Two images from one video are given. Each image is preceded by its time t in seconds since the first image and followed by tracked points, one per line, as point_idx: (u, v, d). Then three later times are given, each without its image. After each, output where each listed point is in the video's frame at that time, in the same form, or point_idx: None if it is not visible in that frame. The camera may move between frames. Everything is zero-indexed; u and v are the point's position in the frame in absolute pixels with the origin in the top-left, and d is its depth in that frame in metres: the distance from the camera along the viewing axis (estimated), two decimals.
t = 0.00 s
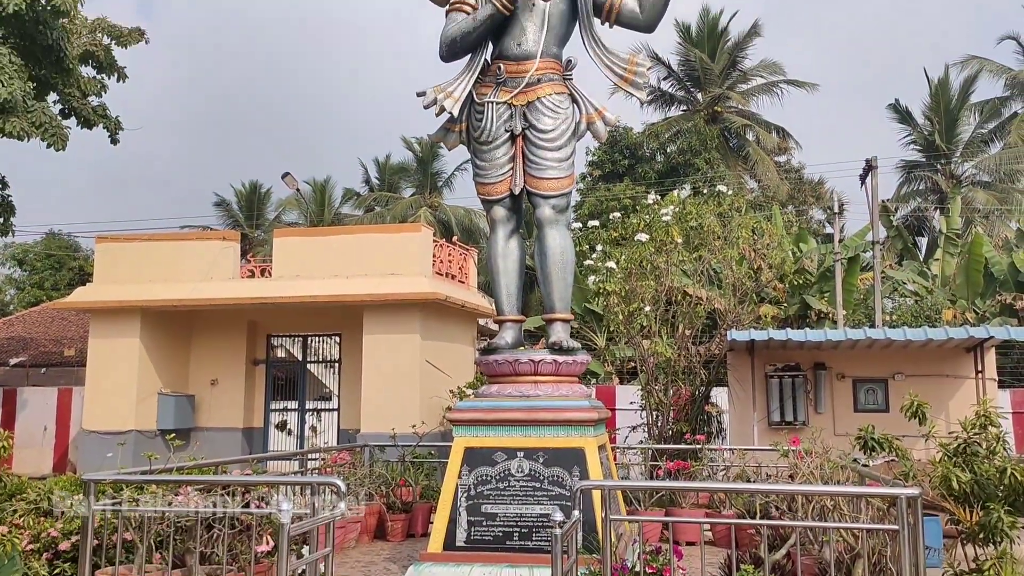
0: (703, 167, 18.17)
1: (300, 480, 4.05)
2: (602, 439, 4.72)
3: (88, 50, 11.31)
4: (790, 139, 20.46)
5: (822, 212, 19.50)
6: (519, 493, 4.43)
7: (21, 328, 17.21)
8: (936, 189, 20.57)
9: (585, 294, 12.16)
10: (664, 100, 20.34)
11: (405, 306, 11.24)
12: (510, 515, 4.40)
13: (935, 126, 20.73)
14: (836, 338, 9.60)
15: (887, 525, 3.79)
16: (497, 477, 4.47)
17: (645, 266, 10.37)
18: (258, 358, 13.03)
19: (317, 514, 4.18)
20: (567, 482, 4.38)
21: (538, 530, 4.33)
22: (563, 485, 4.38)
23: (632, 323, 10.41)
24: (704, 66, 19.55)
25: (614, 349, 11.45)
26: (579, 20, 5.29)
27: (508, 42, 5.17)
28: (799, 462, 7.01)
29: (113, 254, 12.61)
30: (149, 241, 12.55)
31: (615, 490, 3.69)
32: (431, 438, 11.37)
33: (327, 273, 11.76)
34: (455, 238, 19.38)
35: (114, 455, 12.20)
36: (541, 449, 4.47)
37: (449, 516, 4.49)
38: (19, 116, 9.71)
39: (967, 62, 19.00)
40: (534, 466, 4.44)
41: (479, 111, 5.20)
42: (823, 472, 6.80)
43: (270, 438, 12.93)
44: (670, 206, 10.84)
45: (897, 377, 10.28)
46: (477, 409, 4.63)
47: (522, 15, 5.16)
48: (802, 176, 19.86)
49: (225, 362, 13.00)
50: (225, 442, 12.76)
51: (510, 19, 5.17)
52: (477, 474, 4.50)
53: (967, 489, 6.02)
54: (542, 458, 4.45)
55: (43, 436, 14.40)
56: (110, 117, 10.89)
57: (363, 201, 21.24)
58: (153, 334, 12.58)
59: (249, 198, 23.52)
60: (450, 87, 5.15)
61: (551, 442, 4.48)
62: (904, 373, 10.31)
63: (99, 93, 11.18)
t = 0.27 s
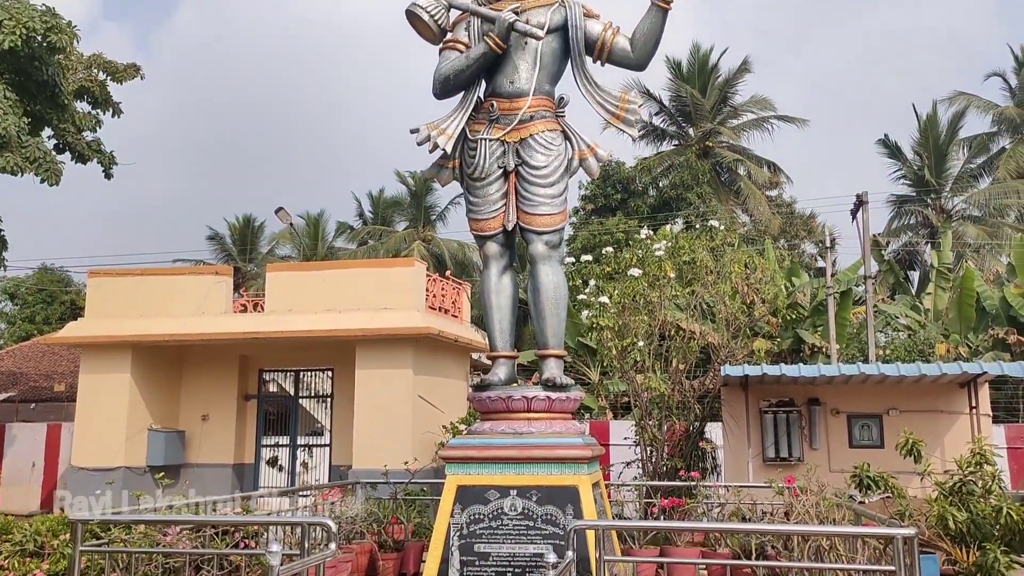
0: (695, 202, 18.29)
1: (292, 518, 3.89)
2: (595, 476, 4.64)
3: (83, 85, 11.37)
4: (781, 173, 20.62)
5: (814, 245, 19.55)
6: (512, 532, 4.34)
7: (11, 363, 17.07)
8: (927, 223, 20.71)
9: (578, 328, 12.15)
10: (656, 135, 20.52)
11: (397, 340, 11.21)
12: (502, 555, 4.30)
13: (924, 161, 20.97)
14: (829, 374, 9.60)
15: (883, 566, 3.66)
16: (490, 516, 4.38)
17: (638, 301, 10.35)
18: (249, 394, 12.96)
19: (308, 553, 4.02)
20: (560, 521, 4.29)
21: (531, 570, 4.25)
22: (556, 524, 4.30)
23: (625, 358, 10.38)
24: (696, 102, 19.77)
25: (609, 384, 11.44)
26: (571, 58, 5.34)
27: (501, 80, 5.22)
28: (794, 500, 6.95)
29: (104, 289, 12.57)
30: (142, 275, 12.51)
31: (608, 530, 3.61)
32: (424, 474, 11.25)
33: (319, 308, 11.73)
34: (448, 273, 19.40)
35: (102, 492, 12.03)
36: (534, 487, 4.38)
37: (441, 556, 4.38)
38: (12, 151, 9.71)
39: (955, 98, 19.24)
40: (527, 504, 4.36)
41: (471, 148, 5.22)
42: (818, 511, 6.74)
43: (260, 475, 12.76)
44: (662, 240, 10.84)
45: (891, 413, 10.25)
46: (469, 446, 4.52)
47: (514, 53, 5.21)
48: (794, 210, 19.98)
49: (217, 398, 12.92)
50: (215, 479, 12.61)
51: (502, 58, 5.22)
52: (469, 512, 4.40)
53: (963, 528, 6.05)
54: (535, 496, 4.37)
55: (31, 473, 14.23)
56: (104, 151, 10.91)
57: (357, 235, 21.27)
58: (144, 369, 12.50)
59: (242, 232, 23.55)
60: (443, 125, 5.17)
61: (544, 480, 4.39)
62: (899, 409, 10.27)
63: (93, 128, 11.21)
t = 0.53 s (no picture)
0: (688, 236, 18.38)
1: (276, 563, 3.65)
2: (590, 514, 4.58)
3: (79, 119, 11.41)
4: (774, 208, 20.74)
5: (807, 280, 19.64)
6: (505, 573, 4.24)
7: None
8: (919, 258, 20.82)
9: (572, 363, 12.13)
10: (649, 170, 20.67)
11: (390, 375, 11.15)
12: None
13: (915, 197, 21.18)
14: (824, 411, 9.60)
15: None
16: (484, 555, 4.28)
17: (632, 335, 10.34)
18: (240, 429, 12.87)
19: None
20: (555, 561, 4.21)
21: None
22: (550, 564, 4.22)
23: (620, 394, 10.28)
24: (688, 137, 19.96)
25: (603, 419, 11.36)
26: (565, 95, 5.36)
27: (495, 117, 5.27)
28: (791, 539, 6.86)
29: (97, 323, 12.51)
30: (134, 309, 12.46)
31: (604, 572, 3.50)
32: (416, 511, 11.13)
33: (312, 342, 11.69)
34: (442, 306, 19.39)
35: (89, 530, 11.88)
36: (528, 526, 4.30)
37: None
38: (6, 185, 9.70)
39: (945, 135, 19.45)
40: (521, 544, 4.27)
41: (466, 184, 5.23)
42: (816, 551, 6.67)
43: (251, 511, 12.61)
44: (656, 275, 10.85)
45: (886, 449, 10.24)
46: (462, 484, 4.44)
47: (508, 91, 5.25)
48: (787, 245, 20.07)
49: (208, 434, 12.81)
50: (205, 517, 12.48)
51: (497, 95, 5.27)
52: (462, 552, 4.31)
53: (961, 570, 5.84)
54: (530, 535, 4.28)
55: (18, 509, 14.04)
56: (99, 185, 10.90)
57: (351, 268, 21.28)
58: (135, 404, 12.40)
59: (236, 265, 23.54)
60: (438, 161, 5.20)
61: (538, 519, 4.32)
62: (894, 446, 10.26)
63: (88, 162, 11.22)
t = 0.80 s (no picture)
0: (687, 267, 18.43)
1: None
2: (588, 549, 4.52)
3: (81, 148, 11.48)
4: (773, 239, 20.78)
5: (806, 312, 19.62)
6: None
7: None
8: (917, 290, 20.85)
9: (570, 395, 12.09)
10: (648, 202, 20.77)
11: (388, 405, 11.10)
12: None
13: (913, 230, 21.27)
14: (825, 444, 9.56)
15: None
16: None
17: (630, 367, 10.31)
18: (236, 459, 12.84)
19: None
20: None
21: None
22: None
23: (618, 426, 10.26)
24: (687, 169, 20.09)
25: (602, 451, 11.40)
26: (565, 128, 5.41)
27: (495, 150, 5.30)
28: None
29: (94, 351, 12.47)
30: (132, 338, 12.44)
31: None
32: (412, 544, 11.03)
33: (310, 372, 11.65)
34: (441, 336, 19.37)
35: (82, 562, 11.83)
36: (525, 561, 4.25)
37: None
38: (7, 214, 9.73)
39: (942, 168, 19.58)
40: None
41: (466, 216, 5.24)
42: None
43: (246, 543, 12.54)
44: (655, 307, 10.89)
45: (886, 484, 10.19)
46: (459, 518, 4.39)
47: (508, 124, 5.27)
48: (785, 276, 20.11)
49: (203, 464, 12.77)
50: (199, 549, 12.47)
51: (497, 128, 5.30)
52: None
53: None
54: (527, 570, 4.24)
55: (10, 539, 13.89)
56: (99, 213, 10.94)
57: (349, 297, 21.28)
58: (130, 433, 12.30)
59: (235, 293, 23.55)
60: (438, 193, 5.24)
61: (536, 553, 4.28)
62: (894, 480, 10.22)
63: (89, 191, 11.27)
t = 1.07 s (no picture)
0: (687, 296, 18.45)
1: None
2: None
3: (83, 175, 11.52)
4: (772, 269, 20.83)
5: (806, 341, 19.75)
6: None
7: None
8: (916, 321, 20.87)
9: (570, 424, 12.06)
10: (648, 231, 20.83)
11: (386, 434, 11.03)
12: None
13: (912, 261, 21.34)
14: (826, 476, 9.49)
15: None
16: None
17: (631, 397, 10.26)
18: (233, 487, 12.68)
19: None
20: None
21: None
22: None
23: (618, 458, 9.92)
24: (687, 199, 20.18)
25: (601, 481, 11.31)
26: (567, 158, 5.44)
27: (498, 179, 5.32)
28: None
29: (93, 378, 12.41)
30: (131, 365, 12.38)
31: None
32: None
33: (309, 400, 11.60)
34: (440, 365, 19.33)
35: None
36: None
37: None
38: (9, 239, 9.74)
39: (941, 199, 19.67)
40: None
41: (468, 245, 5.25)
42: None
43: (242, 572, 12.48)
44: (655, 337, 11.03)
45: (889, 517, 10.13)
46: (459, 551, 4.39)
47: (511, 154, 5.32)
48: (785, 306, 20.14)
49: (200, 492, 12.61)
50: None
51: (500, 158, 5.33)
52: None
53: None
54: None
55: (3, 568, 13.73)
56: (100, 239, 10.95)
57: (349, 324, 21.25)
58: (127, 460, 12.18)
59: (234, 319, 23.52)
60: (440, 221, 5.22)
61: None
62: (897, 513, 10.16)
63: (91, 217, 11.29)
